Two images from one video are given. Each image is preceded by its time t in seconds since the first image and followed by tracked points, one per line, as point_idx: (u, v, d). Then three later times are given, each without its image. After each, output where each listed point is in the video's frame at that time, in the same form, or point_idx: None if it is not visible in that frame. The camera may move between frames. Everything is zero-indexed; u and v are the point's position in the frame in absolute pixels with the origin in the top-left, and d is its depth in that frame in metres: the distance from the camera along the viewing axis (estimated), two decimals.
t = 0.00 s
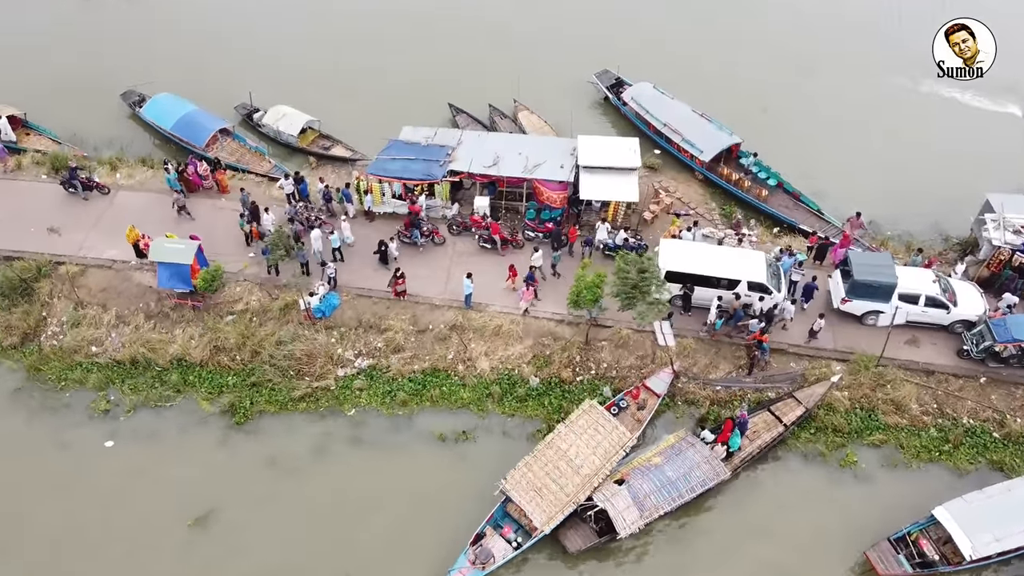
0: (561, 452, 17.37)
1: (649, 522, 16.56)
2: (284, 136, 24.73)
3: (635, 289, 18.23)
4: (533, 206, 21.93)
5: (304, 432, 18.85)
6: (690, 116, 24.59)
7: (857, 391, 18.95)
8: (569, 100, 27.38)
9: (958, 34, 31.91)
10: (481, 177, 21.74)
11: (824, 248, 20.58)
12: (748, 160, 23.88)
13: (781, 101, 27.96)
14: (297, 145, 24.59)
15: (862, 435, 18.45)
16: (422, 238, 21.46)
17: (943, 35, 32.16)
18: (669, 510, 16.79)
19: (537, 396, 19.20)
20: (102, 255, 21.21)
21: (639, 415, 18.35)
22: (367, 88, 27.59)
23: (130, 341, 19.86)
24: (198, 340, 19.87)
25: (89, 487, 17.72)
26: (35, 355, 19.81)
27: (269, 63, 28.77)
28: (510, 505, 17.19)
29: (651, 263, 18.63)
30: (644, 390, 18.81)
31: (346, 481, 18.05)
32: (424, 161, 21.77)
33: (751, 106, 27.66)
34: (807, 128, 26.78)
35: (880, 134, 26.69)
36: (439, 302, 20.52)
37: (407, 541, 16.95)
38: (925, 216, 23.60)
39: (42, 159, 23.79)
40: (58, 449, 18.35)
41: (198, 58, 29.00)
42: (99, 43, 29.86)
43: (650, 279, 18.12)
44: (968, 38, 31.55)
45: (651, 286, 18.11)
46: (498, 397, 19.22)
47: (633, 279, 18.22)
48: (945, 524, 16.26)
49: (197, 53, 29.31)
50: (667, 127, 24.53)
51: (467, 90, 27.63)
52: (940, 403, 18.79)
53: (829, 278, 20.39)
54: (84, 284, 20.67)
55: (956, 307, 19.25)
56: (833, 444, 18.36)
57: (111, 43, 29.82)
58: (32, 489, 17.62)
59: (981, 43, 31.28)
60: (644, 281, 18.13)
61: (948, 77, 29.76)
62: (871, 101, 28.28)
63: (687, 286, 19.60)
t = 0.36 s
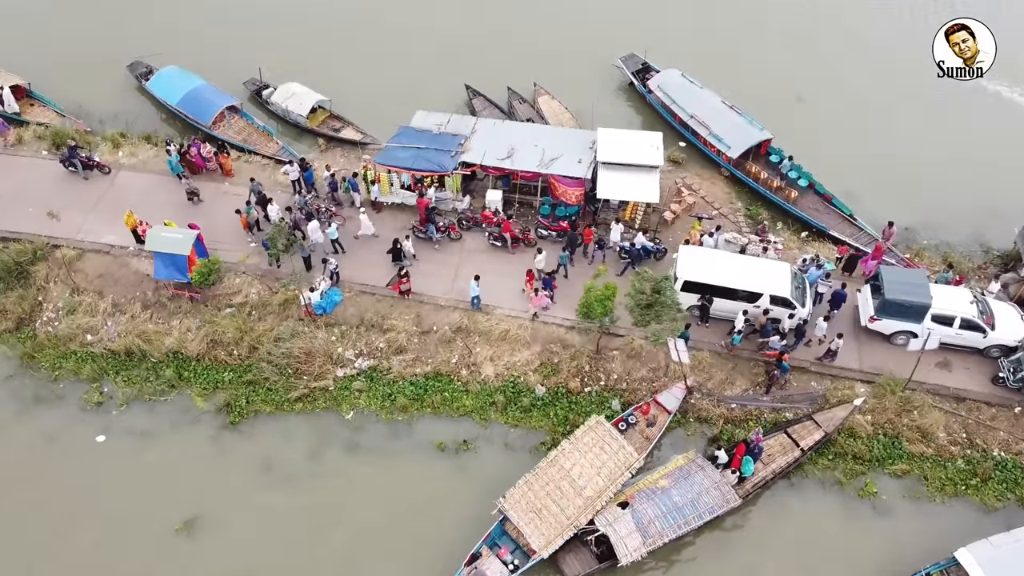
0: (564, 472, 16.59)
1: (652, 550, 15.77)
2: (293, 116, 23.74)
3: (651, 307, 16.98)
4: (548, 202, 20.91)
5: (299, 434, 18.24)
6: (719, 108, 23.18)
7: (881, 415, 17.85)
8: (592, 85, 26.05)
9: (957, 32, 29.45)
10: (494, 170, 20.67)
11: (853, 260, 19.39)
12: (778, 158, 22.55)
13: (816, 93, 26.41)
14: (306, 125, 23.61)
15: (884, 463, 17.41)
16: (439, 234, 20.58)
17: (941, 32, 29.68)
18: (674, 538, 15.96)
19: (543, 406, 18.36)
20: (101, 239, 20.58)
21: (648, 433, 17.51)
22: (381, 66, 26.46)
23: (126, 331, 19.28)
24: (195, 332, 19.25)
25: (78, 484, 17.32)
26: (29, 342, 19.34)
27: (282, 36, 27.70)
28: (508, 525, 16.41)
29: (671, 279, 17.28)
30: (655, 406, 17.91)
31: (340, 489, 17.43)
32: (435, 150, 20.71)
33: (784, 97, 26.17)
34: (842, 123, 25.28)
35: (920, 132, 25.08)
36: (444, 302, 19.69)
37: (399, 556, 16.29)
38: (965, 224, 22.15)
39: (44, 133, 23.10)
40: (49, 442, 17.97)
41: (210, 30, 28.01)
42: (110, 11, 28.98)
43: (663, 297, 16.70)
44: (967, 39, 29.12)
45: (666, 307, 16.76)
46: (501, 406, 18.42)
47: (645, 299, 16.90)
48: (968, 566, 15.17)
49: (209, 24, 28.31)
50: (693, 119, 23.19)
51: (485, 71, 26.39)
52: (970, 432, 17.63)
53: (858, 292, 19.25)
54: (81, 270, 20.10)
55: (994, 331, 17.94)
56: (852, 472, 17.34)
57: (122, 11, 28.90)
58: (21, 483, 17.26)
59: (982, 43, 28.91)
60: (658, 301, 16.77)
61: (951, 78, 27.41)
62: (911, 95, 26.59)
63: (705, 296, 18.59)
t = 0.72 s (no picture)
0: (568, 493, 15.79)
1: None
2: (311, 87, 22.65)
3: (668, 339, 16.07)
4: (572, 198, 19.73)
5: (297, 431, 17.67)
6: (761, 102, 21.59)
7: (911, 451, 16.64)
8: (628, 68, 24.54)
9: (954, 27, 26.90)
10: (516, 162, 19.49)
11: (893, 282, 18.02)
12: (819, 161, 21.09)
13: (866, 87, 24.62)
14: (324, 98, 22.52)
15: (909, 503, 16.26)
16: (459, 228, 19.58)
17: (940, 27, 26.99)
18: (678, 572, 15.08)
19: (551, 417, 17.51)
20: (105, 215, 19.94)
21: (658, 456, 16.55)
22: (405, 37, 25.15)
23: (127, 312, 18.72)
24: (197, 318, 18.63)
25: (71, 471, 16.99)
26: (31, 316, 18.86)
27: None
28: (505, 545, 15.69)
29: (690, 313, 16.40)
30: (668, 426, 16.93)
31: (335, 492, 16.88)
32: (455, 137, 19.56)
33: (832, 91, 24.43)
34: (893, 122, 23.54)
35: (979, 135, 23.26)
36: (455, 301, 18.82)
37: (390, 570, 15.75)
38: (1020, 242, 20.53)
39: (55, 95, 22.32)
40: (45, 424, 17.62)
41: None
42: None
43: (680, 323, 15.83)
44: (965, 37, 26.65)
45: (682, 335, 15.79)
46: (508, 415, 17.61)
47: (660, 329, 16.06)
48: None
49: None
50: (733, 112, 21.67)
51: (514, 46, 24.94)
52: (1006, 476, 16.37)
53: (898, 317, 17.92)
54: (84, 246, 19.50)
55: None
56: (875, 511, 16.22)
57: None
58: (14, 467, 16.98)
59: (980, 42, 26.45)
60: (674, 328, 15.89)
61: (947, 80, 25.03)
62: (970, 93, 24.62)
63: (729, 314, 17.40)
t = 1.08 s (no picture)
0: (571, 517, 14.96)
1: None
2: (345, 51, 21.59)
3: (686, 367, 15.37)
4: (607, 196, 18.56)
5: (300, 418, 17.19)
6: (823, 101, 19.96)
7: (943, 505, 15.41)
8: (682, 50, 22.91)
9: (953, 26, 24.37)
10: (551, 153, 18.30)
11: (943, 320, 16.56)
12: (880, 172, 19.42)
13: (940, 89, 22.69)
14: (357, 64, 21.45)
15: (937, 560, 15.06)
16: (486, 219, 18.72)
17: (939, 25, 24.41)
18: None
19: (563, 429, 16.67)
20: (124, 175, 19.40)
21: (670, 483, 15.64)
22: (448, 2, 23.84)
23: (139, 279, 18.23)
24: (209, 291, 18.08)
25: (72, 439, 16.79)
26: (44, 273, 18.51)
27: None
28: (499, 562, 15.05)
29: (712, 343, 15.62)
30: (684, 452, 15.95)
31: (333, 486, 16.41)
32: (487, 121, 18.42)
33: (901, 91, 22.58)
34: (963, 131, 21.65)
35: None
36: (474, 298, 18.04)
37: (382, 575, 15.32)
38: None
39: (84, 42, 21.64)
40: (51, 388, 17.42)
41: None
42: None
43: (698, 350, 15.09)
44: (964, 37, 24.08)
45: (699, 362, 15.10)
46: (517, 422, 16.84)
47: (677, 356, 15.32)
48: None
49: None
50: (790, 111, 20.08)
51: (562, 18, 23.44)
52: None
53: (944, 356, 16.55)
54: (101, 206, 19.02)
55: None
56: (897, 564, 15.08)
57: None
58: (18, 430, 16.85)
59: (980, 42, 23.97)
60: (692, 355, 15.16)
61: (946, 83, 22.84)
62: (1020, 101, 22.37)
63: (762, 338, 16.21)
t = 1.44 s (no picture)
0: (581, 547, 14.26)
1: None
2: (444, 6, 20.59)
3: (725, 420, 15.39)
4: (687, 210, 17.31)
5: (331, 382, 16.89)
6: (949, 144, 17.99)
7: None
8: (804, 57, 20.96)
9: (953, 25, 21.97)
10: (637, 156, 17.11)
11: None
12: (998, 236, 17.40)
13: None
14: (455, 21, 20.41)
15: None
16: (557, 215, 17.79)
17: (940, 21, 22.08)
18: None
19: (592, 449, 15.91)
20: (203, 103, 19.20)
21: (691, 532, 14.68)
22: None
23: (201, 212, 18.10)
24: (266, 237, 17.84)
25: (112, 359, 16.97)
26: (113, 188, 18.56)
27: None
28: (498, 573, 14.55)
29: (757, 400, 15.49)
30: (713, 502, 14.93)
31: (351, 458, 16.16)
32: (576, 110, 17.30)
33: None
34: None
35: None
36: (528, 294, 17.29)
37: (382, 561, 15.09)
38: None
39: None
40: (101, 304, 17.57)
41: None
42: None
43: (741, 409, 15.07)
44: (964, 36, 21.78)
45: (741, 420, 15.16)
46: (547, 432, 16.17)
47: (718, 409, 15.26)
48: None
49: None
50: (908, 149, 18.16)
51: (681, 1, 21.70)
52: None
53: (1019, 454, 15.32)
54: (176, 131, 18.91)
55: None
56: None
57: None
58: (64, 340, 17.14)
59: (981, 42, 21.74)
60: (734, 411, 15.17)
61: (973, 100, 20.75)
62: None
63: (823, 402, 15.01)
